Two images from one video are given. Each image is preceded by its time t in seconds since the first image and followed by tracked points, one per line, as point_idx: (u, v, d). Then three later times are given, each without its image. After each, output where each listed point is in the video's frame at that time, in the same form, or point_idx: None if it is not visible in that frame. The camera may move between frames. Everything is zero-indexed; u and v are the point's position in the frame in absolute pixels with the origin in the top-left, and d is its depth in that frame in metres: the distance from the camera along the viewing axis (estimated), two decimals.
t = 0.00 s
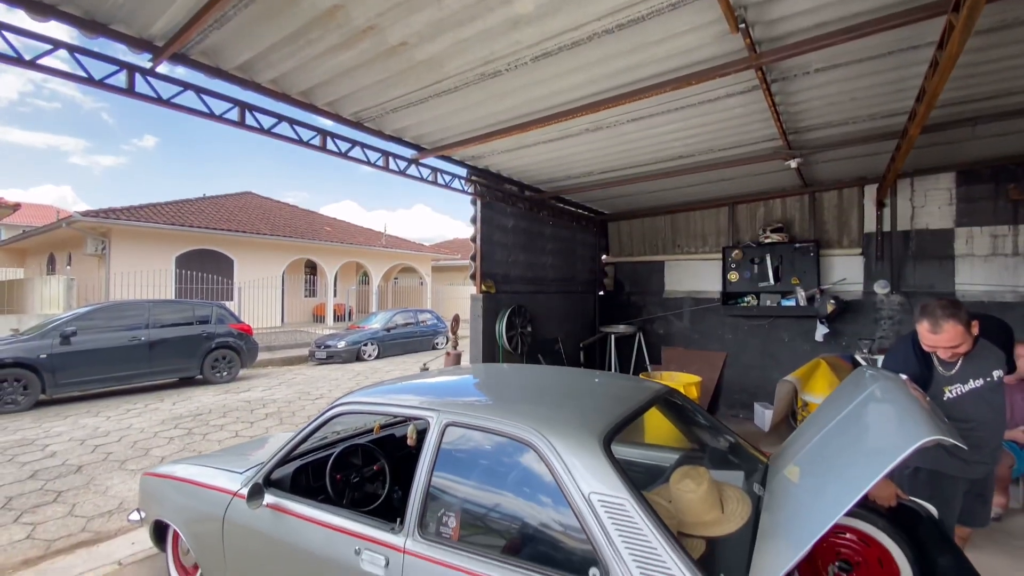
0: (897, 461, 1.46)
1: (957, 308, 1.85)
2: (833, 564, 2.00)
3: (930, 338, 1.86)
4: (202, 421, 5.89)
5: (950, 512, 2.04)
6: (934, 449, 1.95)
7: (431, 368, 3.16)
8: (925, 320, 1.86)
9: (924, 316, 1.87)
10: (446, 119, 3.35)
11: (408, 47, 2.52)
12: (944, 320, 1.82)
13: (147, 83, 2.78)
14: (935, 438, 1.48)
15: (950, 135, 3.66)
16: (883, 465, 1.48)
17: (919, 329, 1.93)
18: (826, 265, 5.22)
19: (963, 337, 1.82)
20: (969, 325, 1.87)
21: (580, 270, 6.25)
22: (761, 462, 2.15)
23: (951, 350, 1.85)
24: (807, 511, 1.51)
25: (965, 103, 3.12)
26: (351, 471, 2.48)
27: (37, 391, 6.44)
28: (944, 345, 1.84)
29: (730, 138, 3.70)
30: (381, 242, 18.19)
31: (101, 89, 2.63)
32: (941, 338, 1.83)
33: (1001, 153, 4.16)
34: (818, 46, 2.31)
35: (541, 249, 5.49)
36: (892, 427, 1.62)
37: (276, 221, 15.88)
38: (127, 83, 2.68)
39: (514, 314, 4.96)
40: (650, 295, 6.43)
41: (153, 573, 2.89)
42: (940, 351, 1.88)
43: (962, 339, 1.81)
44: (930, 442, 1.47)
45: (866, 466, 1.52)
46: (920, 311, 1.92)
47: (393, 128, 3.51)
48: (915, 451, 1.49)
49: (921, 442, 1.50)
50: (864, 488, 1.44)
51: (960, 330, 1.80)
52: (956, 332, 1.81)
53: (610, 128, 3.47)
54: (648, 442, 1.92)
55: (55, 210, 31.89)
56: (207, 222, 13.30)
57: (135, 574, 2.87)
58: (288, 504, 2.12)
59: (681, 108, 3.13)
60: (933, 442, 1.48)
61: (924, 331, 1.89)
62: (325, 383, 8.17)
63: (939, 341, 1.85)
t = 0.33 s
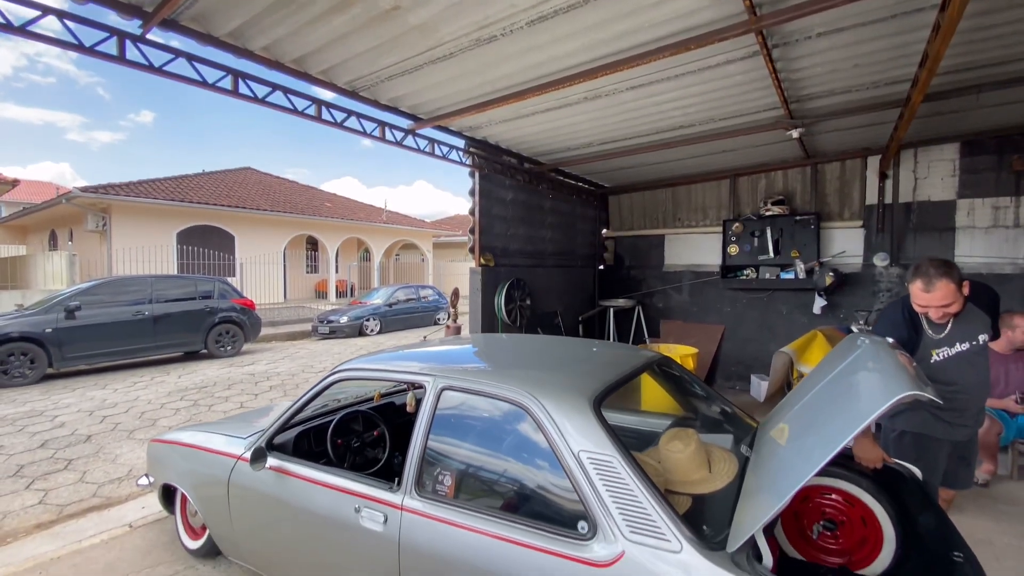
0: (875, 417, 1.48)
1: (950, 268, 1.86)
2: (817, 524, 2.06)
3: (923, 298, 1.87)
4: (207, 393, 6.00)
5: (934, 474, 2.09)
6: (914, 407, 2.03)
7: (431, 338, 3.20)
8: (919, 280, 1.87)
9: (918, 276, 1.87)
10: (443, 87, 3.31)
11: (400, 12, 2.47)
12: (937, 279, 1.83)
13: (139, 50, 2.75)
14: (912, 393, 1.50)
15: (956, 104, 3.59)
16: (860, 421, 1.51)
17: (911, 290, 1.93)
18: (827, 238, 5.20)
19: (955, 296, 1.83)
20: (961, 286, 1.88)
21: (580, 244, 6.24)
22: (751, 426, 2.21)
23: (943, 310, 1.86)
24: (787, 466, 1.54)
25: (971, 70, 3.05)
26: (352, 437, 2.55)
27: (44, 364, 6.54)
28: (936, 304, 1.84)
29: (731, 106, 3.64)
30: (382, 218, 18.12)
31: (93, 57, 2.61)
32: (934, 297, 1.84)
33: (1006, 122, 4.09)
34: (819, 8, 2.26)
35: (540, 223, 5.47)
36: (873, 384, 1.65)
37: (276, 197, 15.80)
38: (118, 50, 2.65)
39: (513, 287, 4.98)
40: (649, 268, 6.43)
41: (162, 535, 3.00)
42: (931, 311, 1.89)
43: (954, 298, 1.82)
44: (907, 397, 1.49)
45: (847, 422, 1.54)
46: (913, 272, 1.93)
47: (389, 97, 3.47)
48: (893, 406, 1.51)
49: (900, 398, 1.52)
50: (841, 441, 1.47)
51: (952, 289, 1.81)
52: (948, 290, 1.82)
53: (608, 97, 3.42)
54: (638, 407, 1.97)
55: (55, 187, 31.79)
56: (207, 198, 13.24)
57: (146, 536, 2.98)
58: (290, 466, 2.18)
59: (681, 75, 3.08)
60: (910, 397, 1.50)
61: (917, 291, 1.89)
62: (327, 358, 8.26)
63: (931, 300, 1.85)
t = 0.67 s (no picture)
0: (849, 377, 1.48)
1: (937, 237, 1.88)
2: (802, 488, 2.11)
3: (911, 269, 1.90)
4: (212, 367, 6.10)
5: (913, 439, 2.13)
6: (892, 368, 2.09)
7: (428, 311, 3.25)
8: (907, 252, 1.89)
9: (906, 248, 1.90)
10: (438, 57, 3.27)
11: None
12: (924, 250, 1.85)
13: (129, 20, 2.71)
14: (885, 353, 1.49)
15: (960, 74, 3.53)
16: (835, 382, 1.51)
17: (899, 261, 1.96)
18: (827, 213, 5.18)
19: (942, 267, 1.86)
20: (948, 254, 1.90)
21: (580, 220, 6.22)
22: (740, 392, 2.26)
23: (930, 281, 1.90)
24: (765, 429, 1.55)
25: (976, 38, 2.99)
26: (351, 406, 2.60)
27: (50, 340, 6.65)
28: (924, 275, 1.88)
29: (731, 77, 3.58)
30: (383, 196, 18.03)
31: (83, 27, 2.58)
32: (922, 268, 1.87)
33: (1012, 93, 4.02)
34: None
35: (540, 198, 5.44)
36: (851, 345, 1.64)
37: (276, 174, 15.71)
38: (107, 19, 2.62)
39: (512, 262, 5.00)
40: (649, 244, 6.43)
41: (170, 501, 3.10)
42: (919, 281, 1.93)
43: (941, 269, 1.86)
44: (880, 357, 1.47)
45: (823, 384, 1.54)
46: (900, 243, 1.94)
47: (383, 68, 3.43)
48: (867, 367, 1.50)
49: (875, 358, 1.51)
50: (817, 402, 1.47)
51: (940, 260, 1.84)
52: (936, 262, 1.84)
53: (605, 67, 3.37)
54: (628, 378, 2.01)
55: (55, 165, 31.67)
56: (206, 175, 13.19)
57: (154, 502, 3.08)
58: (290, 432, 2.24)
59: (679, 44, 3.03)
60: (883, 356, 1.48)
61: (905, 262, 1.92)
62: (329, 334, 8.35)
63: (919, 272, 1.89)
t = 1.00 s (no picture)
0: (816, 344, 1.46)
1: (919, 207, 1.91)
2: (787, 457, 2.16)
3: (894, 238, 1.92)
4: (215, 344, 6.19)
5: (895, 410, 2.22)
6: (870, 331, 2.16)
7: (426, 286, 3.28)
8: (889, 222, 1.91)
9: (888, 218, 1.92)
10: (432, 30, 3.23)
11: None
12: (906, 219, 1.87)
13: None
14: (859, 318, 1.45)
15: (963, 48, 3.47)
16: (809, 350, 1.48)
17: (882, 232, 1.98)
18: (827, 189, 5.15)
19: (924, 235, 1.88)
20: (930, 224, 1.93)
21: (579, 198, 6.20)
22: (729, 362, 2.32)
23: (912, 250, 1.91)
24: (741, 398, 1.54)
25: (979, 9, 2.93)
26: (348, 377, 2.69)
27: (55, 318, 6.73)
28: (907, 244, 1.90)
29: (730, 50, 3.53)
30: (383, 175, 17.92)
31: None
32: (904, 237, 1.89)
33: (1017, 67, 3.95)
34: None
35: (538, 175, 5.42)
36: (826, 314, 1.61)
37: (276, 153, 15.61)
38: None
39: (509, 240, 5.01)
40: (648, 222, 6.42)
41: (176, 470, 3.19)
42: (902, 251, 1.94)
43: (923, 237, 1.88)
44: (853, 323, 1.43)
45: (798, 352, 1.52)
46: (883, 214, 1.97)
47: (378, 42, 3.40)
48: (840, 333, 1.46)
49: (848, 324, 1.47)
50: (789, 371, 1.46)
51: (922, 229, 1.86)
52: (918, 230, 1.87)
53: (602, 40, 3.33)
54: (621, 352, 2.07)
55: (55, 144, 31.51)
56: (206, 154, 13.12)
57: (160, 471, 3.17)
58: (288, 403, 2.30)
59: (675, 15, 2.98)
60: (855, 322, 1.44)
61: (888, 232, 1.94)
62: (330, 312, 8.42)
63: (902, 241, 1.91)
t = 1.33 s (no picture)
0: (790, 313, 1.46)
1: (904, 183, 1.94)
2: (772, 429, 2.22)
3: (879, 214, 1.95)
4: (218, 323, 6.28)
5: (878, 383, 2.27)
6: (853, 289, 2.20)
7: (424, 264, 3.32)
8: (875, 197, 1.93)
9: (875, 193, 1.94)
10: (426, 5, 3.20)
11: None
12: (892, 195, 1.90)
13: None
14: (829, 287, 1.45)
15: (966, 22, 3.42)
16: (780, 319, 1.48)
17: (868, 207, 2.00)
18: (827, 168, 5.14)
19: (908, 211, 1.91)
20: (914, 200, 1.96)
21: (579, 177, 6.18)
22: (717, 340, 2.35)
23: (897, 226, 1.94)
24: (718, 369, 1.56)
25: None
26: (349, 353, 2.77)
27: (60, 297, 6.82)
28: (892, 220, 1.93)
29: (729, 25, 3.49)
30: (384, 155, 17.81)
31: None
32: (890, 213, 1.92)
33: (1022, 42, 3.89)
34: None
35: (536, 154, 5.39)
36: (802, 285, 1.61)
37: (276, 133, 15.52)
38: None
39: (507, 219, 5.02)
40: (648, 202, 6.41)
41: (181, 442, 3.28)
42: (887, 226, 1.97)
43: (908, 213, 1.91)
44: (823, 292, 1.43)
45: (773, 321, 1.52)
46: (869, 190, 1.99)
47: (373, 17, 3.37)
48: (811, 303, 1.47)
49: (819, 293, 1.48)
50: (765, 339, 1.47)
51: (906, 204, 1.89)
52: (903, 206, 1.89)
53: (598, 14, 3.29)
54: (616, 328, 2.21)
55: (54, 125, 31.34)
56: (206, 134, 13.05)
57: (166, 443, 3.27)
58: (287, 375, 2.36)
59: None
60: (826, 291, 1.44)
61: (874, 208, 1.97)
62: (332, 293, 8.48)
63: (887, 217, 1.93)
